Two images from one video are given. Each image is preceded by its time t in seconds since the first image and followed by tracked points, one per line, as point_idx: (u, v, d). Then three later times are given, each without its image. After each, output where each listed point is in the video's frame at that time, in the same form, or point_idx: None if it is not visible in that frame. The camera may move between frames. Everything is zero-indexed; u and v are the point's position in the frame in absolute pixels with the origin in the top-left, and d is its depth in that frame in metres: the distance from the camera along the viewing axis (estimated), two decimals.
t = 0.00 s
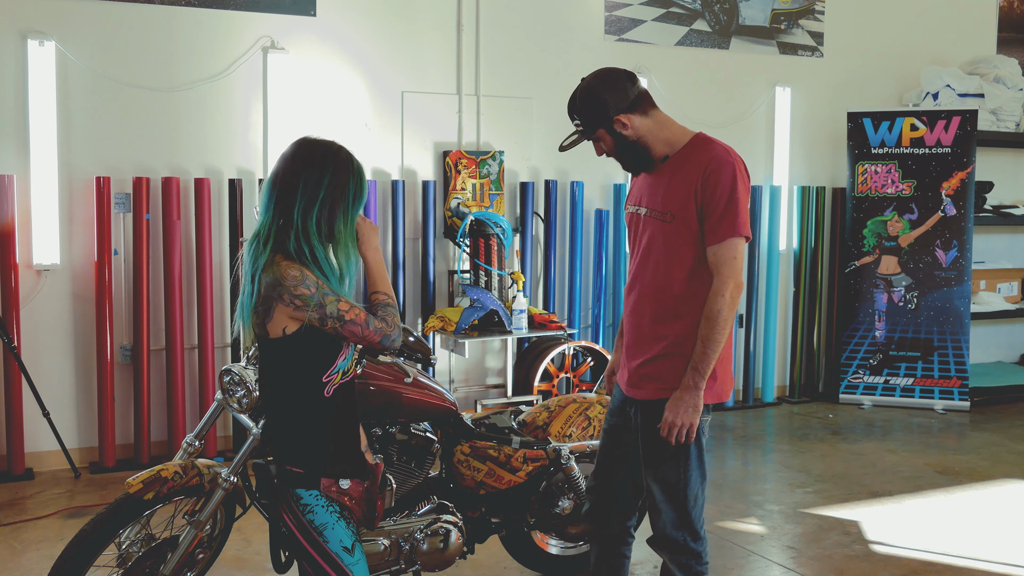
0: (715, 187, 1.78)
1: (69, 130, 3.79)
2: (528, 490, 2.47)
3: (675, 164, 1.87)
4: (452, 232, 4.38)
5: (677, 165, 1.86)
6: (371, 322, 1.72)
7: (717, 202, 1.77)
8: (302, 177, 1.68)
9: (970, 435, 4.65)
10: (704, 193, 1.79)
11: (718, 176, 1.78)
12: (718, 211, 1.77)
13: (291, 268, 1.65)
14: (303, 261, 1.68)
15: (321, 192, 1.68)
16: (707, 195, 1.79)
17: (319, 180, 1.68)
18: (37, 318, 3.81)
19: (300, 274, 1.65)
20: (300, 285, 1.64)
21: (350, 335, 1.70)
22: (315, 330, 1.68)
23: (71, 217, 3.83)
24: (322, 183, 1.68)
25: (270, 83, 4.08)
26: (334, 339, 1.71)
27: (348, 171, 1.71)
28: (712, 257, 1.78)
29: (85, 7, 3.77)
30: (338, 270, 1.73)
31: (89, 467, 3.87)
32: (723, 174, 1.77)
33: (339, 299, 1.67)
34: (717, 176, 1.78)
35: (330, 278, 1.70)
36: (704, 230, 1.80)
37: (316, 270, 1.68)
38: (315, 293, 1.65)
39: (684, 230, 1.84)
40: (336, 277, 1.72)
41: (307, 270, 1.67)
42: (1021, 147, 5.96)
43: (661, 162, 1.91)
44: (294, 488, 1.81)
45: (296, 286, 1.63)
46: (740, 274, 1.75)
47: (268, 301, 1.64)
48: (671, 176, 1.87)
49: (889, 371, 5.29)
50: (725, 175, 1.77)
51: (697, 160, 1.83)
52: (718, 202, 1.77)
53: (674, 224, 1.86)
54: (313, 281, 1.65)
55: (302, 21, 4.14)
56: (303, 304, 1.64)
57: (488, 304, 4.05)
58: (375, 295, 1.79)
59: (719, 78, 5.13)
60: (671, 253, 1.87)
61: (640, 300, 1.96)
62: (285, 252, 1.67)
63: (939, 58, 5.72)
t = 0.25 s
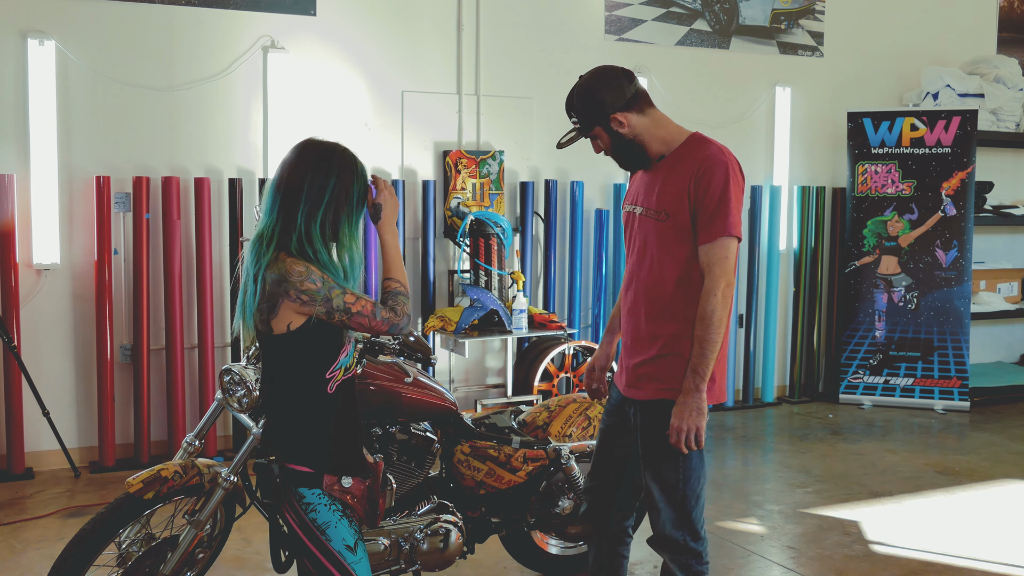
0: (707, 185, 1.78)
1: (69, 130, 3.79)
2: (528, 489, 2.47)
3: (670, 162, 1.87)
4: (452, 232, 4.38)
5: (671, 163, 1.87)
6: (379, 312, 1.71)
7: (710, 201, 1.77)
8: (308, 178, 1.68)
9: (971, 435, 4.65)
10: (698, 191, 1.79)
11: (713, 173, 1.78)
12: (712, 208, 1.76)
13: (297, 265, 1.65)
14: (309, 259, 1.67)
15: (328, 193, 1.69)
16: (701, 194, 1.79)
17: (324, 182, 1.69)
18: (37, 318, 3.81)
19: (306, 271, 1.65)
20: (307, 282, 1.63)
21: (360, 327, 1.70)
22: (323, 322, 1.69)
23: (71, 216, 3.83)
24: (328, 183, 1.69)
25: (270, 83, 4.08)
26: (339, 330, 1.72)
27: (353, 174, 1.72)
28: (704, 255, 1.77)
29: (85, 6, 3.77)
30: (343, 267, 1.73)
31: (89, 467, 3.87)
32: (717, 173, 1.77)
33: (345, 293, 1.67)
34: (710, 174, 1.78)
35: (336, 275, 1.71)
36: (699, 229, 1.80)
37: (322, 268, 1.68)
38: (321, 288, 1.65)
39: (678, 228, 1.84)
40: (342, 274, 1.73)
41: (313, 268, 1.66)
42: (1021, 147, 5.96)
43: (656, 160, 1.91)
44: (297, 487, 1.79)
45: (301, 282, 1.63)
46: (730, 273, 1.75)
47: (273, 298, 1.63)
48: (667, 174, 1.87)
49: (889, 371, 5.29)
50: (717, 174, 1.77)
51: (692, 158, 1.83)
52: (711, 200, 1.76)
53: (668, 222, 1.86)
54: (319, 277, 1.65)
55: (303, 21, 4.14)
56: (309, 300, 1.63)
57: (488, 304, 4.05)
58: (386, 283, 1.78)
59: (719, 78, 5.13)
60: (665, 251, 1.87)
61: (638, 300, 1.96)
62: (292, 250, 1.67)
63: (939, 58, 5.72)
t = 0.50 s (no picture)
0: (710, 185, 1.78)
1: (69, 129, 3.79)
2: (528, 489, 2.47)
3: (673, 161, 1.88)
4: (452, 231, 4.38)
5: (674, 163, 1.87)
6: (377, 322, 1.72)
7: (712, 201, 1.77)
8: (310, 179, 1.68)
9: (971, 435, 4.65)
10: (700, 191, 1.80)
11: (715, 174, 1.78)
12: (714, 209, 1.76)
13: (299, 266, 1.65)
14: (311, 261, 1.68)
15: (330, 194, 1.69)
16: (702, 193, 1.79)
17: (326, 183, 1.69)
18: (37, 317, 3.81)
19: (308, 273, 1.65)
20: (310, 284, 1.63)
21: (360, 332, 1.70)
22: (322, 326, 1.69)
23: (71, 216, 3.83)
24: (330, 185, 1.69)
25: (270, 82, 4.07)
26: (339, 335, 1.72)
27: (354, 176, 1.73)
28: (705, 254, 1.77)
29: (85, 5, 3.76)
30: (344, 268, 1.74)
31: (89, 466, 3.87)
32: (719, 172, 1.77)
33: (347, 295, 1.68)
34: (712, 174, 1.78)
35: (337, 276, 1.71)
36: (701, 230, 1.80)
37: (325, 269, 1.69)
38: (324, 290, 1.65)
39: (680, 228, 1.84)
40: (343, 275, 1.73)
41: (315, 269, 1.66)
42: (1022, 147, 5.96)
43: (659, 160, 1.92)
44: (296, 485, 1.79)
45: (303, 284, 1.63)
46: (732, 273, 1.74)
47: (275, 298, 1.63)
48: (669, 174, 1.87)
49: (889, 371, 5.30)
50: (719, 174, 1.77)
51: (694, 158, 1.83)
52: (713, 200, 1.77)
53: (670, 222, 1.86)
54: (321, 280, 1.65)
55: (303, 21, 4.14)
56: (311, 302, 1.63)
57: (488, 303, 4.05)
58: (377, 296, 1.80)
59: (719, 78, 5.12)
60: (666, 251, 1.87)
61: (639, 300, 1.96)
62: (294, 252, 1.67)
63: (940, 58, 5.72)
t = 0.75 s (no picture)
0: (714, 185, 1.78)
1: (69, 129, 3.78)
2: (528, 489, 2.47)
3: (679, 161, 1.87)
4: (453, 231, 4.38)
5: (679, 163, 1.87)
6: (378, 312, 1.72)
7: (717, 201, 1.76)
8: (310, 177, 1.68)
9: (971, 435, 4.65)
10: (705, 191, 1.79)
11: (720, 174, 1.77)
12: (717, 208, 1.76)
13: (297, 264, 1.65)
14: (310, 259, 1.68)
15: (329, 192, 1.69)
16: (707, 193, 1.79)
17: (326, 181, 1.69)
18: (37, 316, 3.81)
19: (306, 272, 1.65)
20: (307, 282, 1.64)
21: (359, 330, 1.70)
22: (322, 321, 1.69)
23: (71, 215, 3.83)
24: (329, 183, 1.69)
25: (270, 82, 4.07)
26: (338, 327, 1.72)
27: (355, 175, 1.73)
28: (712, 254, 1.76)
29: (85, 5, 3.76)
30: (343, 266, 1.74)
31: (89, 465, 3.87)
32: (725, 172, 1.77)
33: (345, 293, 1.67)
34: (718, 173, 1.78)
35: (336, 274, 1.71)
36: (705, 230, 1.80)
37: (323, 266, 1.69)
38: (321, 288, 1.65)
39: (685, 227, 1.84)
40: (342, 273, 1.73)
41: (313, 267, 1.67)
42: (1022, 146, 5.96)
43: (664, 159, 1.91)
44: (294, 485, 1.79)
45: (300, 282, 1.63)
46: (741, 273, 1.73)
47: (272, 297, 1.63)
48: (674, 173, 1.87)
49: (889, 370, 5.29)
50: (725, 173, 1.77)
51: (700, 158, 1.83)
52: (718, 200, 1.76)
53: (674, 222, 1.86)
54: (317, 277, 1.65)
55: (303, 20, 4.14)
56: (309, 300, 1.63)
57: (488, 303, 4.05)
58: (376, 286, 1.75)
59: (720, 77, 5.12)
60: (670, 251, 1.88)
61: (641, 298, 1.96)
62: (293, 250, 1.68)
63: (940, 58, 5.72)
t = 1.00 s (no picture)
0: (717, 186, 1.78)
1: (69, 129, 3.78)
2: (528, 488, 2.47)
3: (684, 161, 1.88)
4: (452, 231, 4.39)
5: (685, 162, 1.87)
6: (375, 318, 1.71)
7: (719, 201, 1.76)
8: (307, 177, 1.68)
9: (971, 435, 4.65)
10: (708, 191, 1.79)
11: (723, 175, 1.78)
12: (718, 208, 1.76)
13: (294, 265, 1.66)
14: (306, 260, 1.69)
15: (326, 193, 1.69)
16: (709, 193, 1.79)
17: (323, 181, 1.68)
18: (37, 316, 3.81)
19: (302, 273, 1.65)
20: (303, 283, 1.64)
21: (356, 332, 1.70)
22: (319, 323, 1.69)
23: (71, 215, 3.83)
24: (326, 183, 1.69)
25: (270, 81, 4.07)
26: (336, 333, 1.71)
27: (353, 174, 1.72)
28: (697, 253, 1.78)
29: (85, 5, 3.76)
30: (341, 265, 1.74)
31: (89, 465, 3.87)
32: (729, 173, 1.77)
33: (341, 295, 1.67)
34: (722, 174, 1.78)
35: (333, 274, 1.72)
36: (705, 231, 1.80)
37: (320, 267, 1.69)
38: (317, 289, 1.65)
39: (687, 227, 1.85)
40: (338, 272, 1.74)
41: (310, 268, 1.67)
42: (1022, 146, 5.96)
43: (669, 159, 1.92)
44: (292, 486, 1.80)
45: (297, 283, 1.64)
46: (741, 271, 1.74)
47: (270, 298, 1.64)
48: (678, 173, 1.87)
49: (889, 370, 5.29)
50: (729, 174, 1.77)
51: (705, 159, 1.83)
52: (720, 201, 1.76)
53: (676, 222, 1.87)
54: (315, 278, 1.66)
55: (303, 20, 4.14)
56: (304, 301, 1.64)
57: (488, 302, 4.05)
58: (370, 295, 1.78)
59: (720, 77, 5.12)
60: (671, 250, 1.88)
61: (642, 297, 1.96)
62: (289, 250, 1.69)
63: (940, 57, 5.72)
